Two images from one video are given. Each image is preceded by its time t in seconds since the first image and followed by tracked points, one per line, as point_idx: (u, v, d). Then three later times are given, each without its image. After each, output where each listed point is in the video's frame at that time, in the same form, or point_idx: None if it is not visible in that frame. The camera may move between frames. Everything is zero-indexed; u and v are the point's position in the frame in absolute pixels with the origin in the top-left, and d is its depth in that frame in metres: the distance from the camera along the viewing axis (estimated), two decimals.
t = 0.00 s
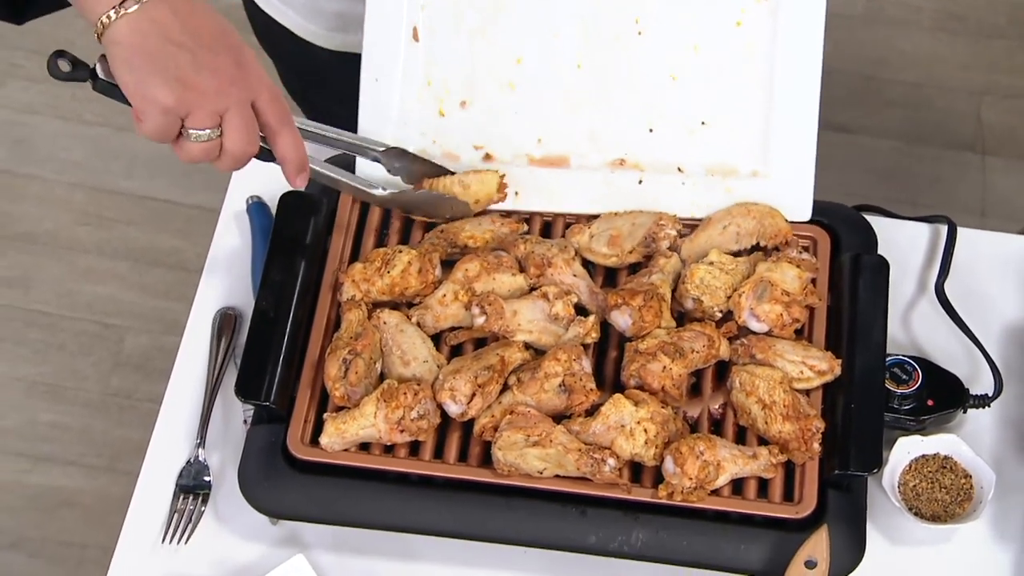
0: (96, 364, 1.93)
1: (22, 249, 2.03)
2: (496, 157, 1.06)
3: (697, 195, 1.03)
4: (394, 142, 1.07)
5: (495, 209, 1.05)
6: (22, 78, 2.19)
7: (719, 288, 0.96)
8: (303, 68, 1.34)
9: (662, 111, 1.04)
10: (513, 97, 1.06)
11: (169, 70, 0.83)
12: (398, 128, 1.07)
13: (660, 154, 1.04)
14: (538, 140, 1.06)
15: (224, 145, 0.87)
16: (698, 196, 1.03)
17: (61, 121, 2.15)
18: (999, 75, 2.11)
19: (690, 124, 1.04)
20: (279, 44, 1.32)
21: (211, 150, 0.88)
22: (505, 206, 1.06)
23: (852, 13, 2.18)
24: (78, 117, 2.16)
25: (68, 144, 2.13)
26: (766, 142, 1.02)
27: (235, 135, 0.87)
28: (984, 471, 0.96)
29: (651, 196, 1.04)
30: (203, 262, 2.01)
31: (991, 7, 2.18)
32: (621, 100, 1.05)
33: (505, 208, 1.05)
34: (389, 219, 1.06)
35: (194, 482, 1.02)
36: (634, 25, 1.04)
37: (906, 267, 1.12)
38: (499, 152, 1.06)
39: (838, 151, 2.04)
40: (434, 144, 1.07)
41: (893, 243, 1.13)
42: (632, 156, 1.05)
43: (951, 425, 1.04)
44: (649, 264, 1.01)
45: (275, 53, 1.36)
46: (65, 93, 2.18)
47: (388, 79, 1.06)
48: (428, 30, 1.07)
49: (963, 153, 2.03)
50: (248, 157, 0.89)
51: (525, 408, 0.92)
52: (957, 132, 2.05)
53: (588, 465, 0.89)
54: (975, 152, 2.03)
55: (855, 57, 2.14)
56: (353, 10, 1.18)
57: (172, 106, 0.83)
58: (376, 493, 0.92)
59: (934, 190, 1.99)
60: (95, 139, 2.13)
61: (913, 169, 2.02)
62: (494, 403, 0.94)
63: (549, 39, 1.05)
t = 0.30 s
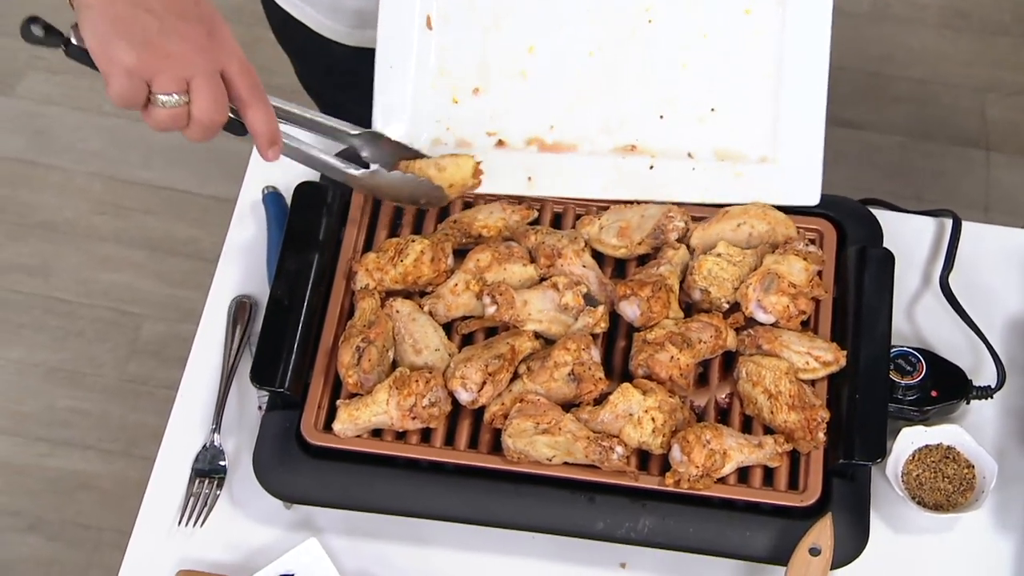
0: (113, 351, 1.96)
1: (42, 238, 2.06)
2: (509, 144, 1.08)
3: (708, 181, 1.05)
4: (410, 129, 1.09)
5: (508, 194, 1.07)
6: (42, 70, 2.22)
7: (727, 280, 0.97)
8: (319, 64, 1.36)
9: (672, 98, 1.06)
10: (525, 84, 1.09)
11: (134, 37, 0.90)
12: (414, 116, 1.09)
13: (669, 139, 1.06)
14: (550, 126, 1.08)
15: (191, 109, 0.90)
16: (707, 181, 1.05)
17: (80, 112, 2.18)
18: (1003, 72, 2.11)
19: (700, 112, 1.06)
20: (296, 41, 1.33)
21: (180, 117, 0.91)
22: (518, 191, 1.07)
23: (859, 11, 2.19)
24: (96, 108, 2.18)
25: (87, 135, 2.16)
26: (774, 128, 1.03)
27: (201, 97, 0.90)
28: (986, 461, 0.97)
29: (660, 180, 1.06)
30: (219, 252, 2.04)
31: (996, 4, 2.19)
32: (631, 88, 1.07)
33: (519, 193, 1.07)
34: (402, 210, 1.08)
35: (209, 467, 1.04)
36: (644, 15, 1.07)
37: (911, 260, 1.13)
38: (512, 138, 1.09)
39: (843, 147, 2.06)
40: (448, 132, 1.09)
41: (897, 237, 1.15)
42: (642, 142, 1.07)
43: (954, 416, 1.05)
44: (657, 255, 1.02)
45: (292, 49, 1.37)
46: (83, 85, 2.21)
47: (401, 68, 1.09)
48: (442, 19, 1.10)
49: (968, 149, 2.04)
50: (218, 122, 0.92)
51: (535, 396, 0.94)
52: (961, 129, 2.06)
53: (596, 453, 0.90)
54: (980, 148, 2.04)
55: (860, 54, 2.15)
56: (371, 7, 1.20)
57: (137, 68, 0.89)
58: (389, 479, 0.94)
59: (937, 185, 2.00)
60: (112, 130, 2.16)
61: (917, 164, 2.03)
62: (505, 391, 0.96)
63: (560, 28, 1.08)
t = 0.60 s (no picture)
0: (129, 336, 1.99)
1: (59, 224, 2.08)
2: (572, 116, 0.84)
3: (775, 135, 0.82)
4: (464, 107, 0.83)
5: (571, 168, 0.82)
6: (59, 60, 2.24)
7: (732, 268, 0.99)
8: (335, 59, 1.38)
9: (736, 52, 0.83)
10: (584, 49, 0.84)
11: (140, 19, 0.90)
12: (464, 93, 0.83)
13: (732, 96, 0.83)
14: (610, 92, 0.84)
15: (195, 94, 0.90)
16: (772, 141, 0.82)
17: (97, 101, 2.20)
18: (1003, 65, 2.14)
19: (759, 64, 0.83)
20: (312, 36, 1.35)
21: (183, 102, 0.90)
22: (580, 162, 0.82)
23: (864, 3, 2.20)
24: (113, 97, 2.21)
25: (104, 123, 2.18)
26: (840, 75, 0.82)
27: (206, 81, 0.90)
28: (986, 447, 0.99)
29: (727, 146, 0.81)
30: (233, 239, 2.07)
31: None
32: (691, 41, 0.84)
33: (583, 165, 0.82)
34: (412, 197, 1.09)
35: (222, 449, 1.06)
36: None
37: (914, 249, 1.14)
38: (572, 108, 0.84)
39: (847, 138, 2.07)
40: (511, 109, 0.84)
41: (900, 226, 1.16)
42: (703, 102, 0.83)
43: (955, 403, 1.07)
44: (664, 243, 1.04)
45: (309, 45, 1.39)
46: (99, 74, 2.23)
47: (454, 43, 0.83)
48: None
49: (969, 141, 2.06)
50: (223, 108, 0.91)
51: (543, 381, 0.95)
52: (963, 121, 2.09)
53: (603, 437, 0.92)
54: (981, 140, 2.07)
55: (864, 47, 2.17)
56: None
57: (143, 50, 0.89)
58: (398, 461, 0.96)
59: (938, 175, 2.03)
60: (128, 118, 2.19)
61: (919, 156, 2.05)
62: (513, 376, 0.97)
63: None
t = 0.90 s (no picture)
0: (139, 319, 2.01)
1: (69, 209, 2.10)
2: (642, 86, 0.83)
3: (849, 83, 0.81)
4: (537, 86, 0.83)
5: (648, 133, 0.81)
6: (70, 47, 2.27)
7: (732, 253, 1.00)
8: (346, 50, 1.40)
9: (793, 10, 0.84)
10: (644, 21, 0.85)
11: None
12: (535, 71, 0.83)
13: (798, 51, 0.83)
14: (676, 59, 0.84)
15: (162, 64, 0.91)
16: (847, 87, 0.81)
17: (108, 88, 2.22)
18: (1001, 54, 2.16)
19: (821, 18, 0.83)
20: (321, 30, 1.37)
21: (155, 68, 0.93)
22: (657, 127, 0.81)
23: None
24: (123, 84, 2.23)
25: (114, 110, 2.20)
26: (900, 20, 0.82)
27: (172, 54, 0.89)
28: (982, 430, 1.01)
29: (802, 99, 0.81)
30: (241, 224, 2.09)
31: None
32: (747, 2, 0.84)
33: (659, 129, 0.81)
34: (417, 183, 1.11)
35: (231, 429, 1.08)
36: None
37: (912, 235, 1.16)
38: (642, 79, 0.84)
39: (847, 126, 2.09)
40: (580, 85, 0.84)
41: (898, 212, 1.17)
42: (772, 59, 0.83)
43: (951, 386, 1.08)
44: (665, 229, 1.05)
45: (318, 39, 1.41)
46: (110, 62, 2.25)
47: (524, 26, 0.83)
48: None
49: (966, 129, 2.08)
50: (190, 76, 0.92)
51: (546, 363, 0.97)
52: (960, 109, 2.11)
53: (605, 419, 0.93)
54: (978, 128, 2.09)
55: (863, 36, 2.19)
56: None
57: (111, 18, 0.90)
58: (404, 443, 0.97)
59: (935, 163, 2.05)
60: (138, 105, 2.21)
61: (917, 144, 2.07)
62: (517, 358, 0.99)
63: None
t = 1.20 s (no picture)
0: (142, 308, 2.02)
1: (73, 199, 2.11)
2: (669, 67, 0.88)
3: (875, 56, 0.86)
4: (566, 73, 0.88)
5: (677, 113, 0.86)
6: (73, 37, 2.27)
7: (732, 242, 1.01)
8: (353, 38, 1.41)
9: None
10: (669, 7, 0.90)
11: None
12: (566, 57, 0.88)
13: (823, 27, 0.88)
14: (702, 42, 0.89)
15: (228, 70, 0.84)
16: (875, 59, 0.86)
17: (112, 79, 2.23)
18: (999, 45, 2.16)
19: None
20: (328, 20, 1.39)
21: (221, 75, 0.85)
22: (685, 107, 0.86)
23: None
24: (126, 75, 2.23)
25: (118, 100, 2.21)
26: None
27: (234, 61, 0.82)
28: (980, 418, 1.01)
29: (829, 71, 0.85)
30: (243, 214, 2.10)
31: None
32: None
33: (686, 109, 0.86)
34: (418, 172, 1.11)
35: (234, 417, 1.09)
36: None
37: (910, 224, 1.16)
38: (668, 62, 0.89)
39: (846, 117, 2.09)
40: (606, 69, 0.89)
41: (897, 201, 1.18)
42: (797, 37, 0.88)
43: (949, 374, 1.09)
44: (665, 218, 1.05)
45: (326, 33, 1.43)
46: (113, 52, 2.26)
47: (550, 17, 0.89)
48: None
49: (965, 120, 2.09)
50: (257, 85, 0.84)
51: (546, 352, 0.98)
52: (959, 100, 2.11)
53: (605, 407, 0.94)
54: (976, 118, 2.09)
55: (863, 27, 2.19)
56: None
57: (180, 23, 0.84)
58: (406, 431, 0.98)
59: (934, 154, 2.06)
60: (142, 96, 2.21)
61: (916, 134, 2.08)
62: (517, 347, 1.00)
63: None
